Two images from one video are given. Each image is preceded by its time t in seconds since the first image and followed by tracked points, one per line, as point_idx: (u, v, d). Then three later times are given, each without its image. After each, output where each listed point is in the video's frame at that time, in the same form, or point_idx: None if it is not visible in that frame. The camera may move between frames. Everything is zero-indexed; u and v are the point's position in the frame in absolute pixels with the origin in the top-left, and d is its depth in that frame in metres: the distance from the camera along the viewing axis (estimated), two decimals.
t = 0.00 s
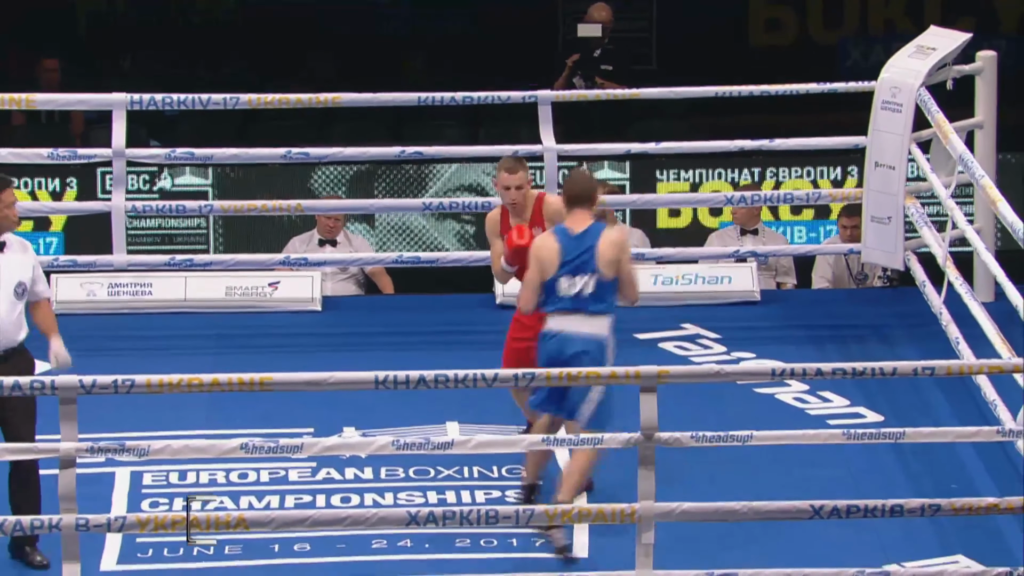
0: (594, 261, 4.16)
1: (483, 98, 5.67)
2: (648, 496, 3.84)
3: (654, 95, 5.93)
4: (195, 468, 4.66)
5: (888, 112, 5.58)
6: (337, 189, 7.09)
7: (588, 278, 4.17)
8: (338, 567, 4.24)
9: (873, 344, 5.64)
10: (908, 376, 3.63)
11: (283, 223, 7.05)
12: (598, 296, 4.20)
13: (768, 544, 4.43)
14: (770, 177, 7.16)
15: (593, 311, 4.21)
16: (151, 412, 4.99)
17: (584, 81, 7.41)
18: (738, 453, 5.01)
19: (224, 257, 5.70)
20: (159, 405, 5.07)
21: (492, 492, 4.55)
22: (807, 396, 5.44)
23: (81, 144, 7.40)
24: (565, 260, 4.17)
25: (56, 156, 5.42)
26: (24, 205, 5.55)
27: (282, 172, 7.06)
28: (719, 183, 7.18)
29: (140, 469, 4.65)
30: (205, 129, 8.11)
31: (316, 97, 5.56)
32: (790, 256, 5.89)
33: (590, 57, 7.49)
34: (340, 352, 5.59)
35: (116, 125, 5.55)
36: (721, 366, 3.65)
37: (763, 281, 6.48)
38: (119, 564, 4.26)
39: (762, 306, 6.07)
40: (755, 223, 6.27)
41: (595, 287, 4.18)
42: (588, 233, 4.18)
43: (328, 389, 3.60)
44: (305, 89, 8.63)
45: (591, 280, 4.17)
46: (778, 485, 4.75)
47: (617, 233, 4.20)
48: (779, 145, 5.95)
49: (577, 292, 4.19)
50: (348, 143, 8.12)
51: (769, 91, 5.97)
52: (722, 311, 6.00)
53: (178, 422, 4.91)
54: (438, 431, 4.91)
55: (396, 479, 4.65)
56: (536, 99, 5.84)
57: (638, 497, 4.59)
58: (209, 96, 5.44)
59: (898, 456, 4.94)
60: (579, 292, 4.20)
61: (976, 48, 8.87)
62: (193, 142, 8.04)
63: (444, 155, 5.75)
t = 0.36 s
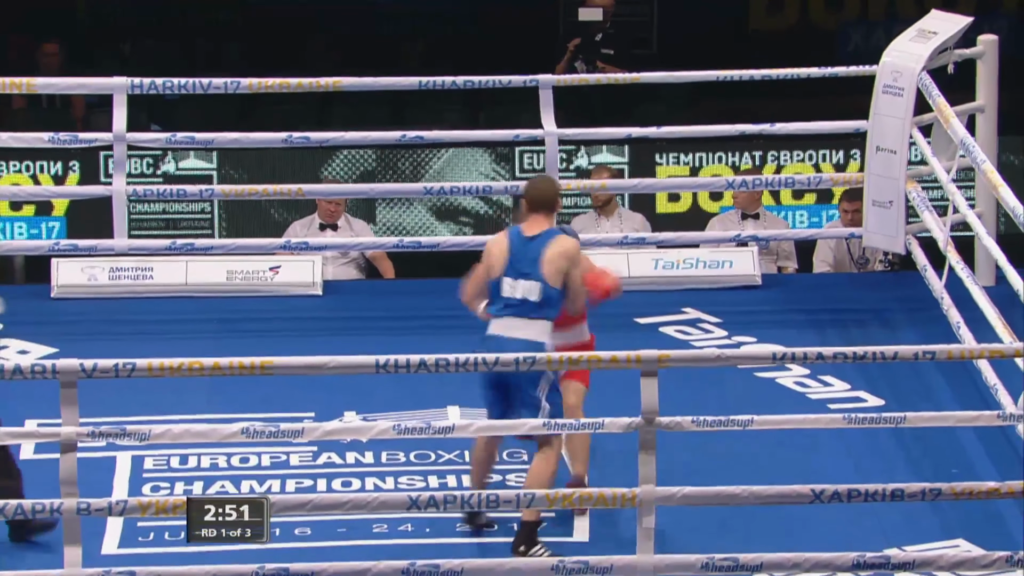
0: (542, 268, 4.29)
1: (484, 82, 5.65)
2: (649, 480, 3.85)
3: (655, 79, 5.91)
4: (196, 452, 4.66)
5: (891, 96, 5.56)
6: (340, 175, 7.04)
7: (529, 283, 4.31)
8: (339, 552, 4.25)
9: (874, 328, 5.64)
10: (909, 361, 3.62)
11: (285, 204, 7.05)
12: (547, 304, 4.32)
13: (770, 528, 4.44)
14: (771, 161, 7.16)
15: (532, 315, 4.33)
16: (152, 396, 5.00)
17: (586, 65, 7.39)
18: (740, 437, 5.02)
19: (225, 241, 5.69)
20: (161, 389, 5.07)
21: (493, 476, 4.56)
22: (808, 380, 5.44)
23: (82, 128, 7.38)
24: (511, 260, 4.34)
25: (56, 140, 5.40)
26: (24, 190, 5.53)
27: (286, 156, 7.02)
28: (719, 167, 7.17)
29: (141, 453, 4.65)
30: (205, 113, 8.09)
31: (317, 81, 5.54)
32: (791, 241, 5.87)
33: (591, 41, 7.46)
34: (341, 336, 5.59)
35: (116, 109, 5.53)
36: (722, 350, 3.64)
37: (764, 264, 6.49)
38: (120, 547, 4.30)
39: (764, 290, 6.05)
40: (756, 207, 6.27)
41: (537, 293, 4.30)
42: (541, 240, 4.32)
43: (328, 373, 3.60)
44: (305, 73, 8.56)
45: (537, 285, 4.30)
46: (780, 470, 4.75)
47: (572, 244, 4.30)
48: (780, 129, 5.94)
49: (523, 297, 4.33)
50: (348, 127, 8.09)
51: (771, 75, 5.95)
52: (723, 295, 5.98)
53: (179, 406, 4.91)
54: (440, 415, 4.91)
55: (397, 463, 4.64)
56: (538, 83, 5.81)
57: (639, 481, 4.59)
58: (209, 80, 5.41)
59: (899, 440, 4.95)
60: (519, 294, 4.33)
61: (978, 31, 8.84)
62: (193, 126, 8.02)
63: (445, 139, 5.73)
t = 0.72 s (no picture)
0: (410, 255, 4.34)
1: (487, 64, 5.63)
2: (653, 462, 3.86)
3: (659, 61, 5.88)
4: (200, 434, 4.66)
5: (894, 78, 5.54)
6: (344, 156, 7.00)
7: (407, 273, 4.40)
8: (343, 533, 4.27)
9: (877, 310, 5.63)
10: (913, 343, 3.62)
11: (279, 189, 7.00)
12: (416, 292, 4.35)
13: (773, 511, 4.44)
14: (775, 143, 7.13)
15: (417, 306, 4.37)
16: (156, 378, 5.00)
17: (588, 48, 7.35)
18: (743, 419, 5.01)
19: (228, 223, 5.69)
20: (165, 370, 5.07)
21: (496, 458, 4.54)
22: (811, 362, 5.44)
23: (84, 110, 7.35)
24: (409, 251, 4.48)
25: (59, 121, 5.39)
26: (27, 171, 5.52)
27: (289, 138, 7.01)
28: (723, 149, 7.14)
29: (145, 435, 4.65)
30: (208, 95, 8.06)
31: (320, 63, 5.52)
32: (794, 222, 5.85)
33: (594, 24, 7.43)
34: (344, 318, 5.59)
35: (119, 91, 5.52)
36: (726, 333, 3.64)
37: (767, 247, 6.48)
38: (124, 529, 4.33)
39: (767, 272, 6.04)
40: (758, 189, 6.25)
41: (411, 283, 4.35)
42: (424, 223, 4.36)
43: (331, 355, 3.61)
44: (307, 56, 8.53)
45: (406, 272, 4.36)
46: (783, 453, 4.75)
47: (428, 234, 4.27)
48: (783, 111, 5.92)
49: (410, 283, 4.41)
50: (351, 110, 8.06)
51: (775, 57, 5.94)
52: (726, 278, 5.98)
53: (183, 388, 4.91)
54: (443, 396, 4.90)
55: (400, 445, 4.63)
56: (541, 65, 5.79)
57: (642, 463, 4.59)
58: (212, 61, 5.39)
59: (902, 421, 4.95)
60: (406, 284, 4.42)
61: (983, 13, 8.80)
62: (196, 109, 7.99)
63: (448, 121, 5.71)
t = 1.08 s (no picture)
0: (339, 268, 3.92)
1: (507, 43, 5.60)
2: (672, 441, 3.84)
3: (680, 39, 5.84)
4: (220, 413, 4.67)
5: (916, 56, 5.47)
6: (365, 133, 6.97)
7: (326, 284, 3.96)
8: (363, 512, 4.28)
9: (898, 289, 5.60)
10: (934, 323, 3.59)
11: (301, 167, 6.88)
12: (341, 308, 3.94)
13: (792, 491, 4.44)
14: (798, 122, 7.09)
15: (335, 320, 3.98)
16: (177, 356, 5.01)
17: (609, 26, 7.31)
18: (763, 399, 5.00)
19: (249, 202, 5.69)
20: (187, 348, 5.09)
21: (516, 437, 4.54)
22: (832, 341, 5.42)
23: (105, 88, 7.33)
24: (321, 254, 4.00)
25: (79, 100, 5.39)
26: (48, 149, 5.52)
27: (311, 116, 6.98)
28: (744, 128, 7.10)
29: (166, 413, 4.67)
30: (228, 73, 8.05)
31: (340, 42, 5.50)
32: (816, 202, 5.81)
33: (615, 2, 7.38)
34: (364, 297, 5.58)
35: (139, 69, 5.51)
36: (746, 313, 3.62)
37: (787, 226, 6.45)
38: (144, 507, 4.35)
39: (787, 251, 6.01)
40: (779, 167, 6.19)
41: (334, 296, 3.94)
42: (348, 235, 3.91)
43: (351, 333, 3.60)
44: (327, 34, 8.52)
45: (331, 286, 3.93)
46: (802, 432, 4.74)
47: (365, 248, 3.86)
48: (804, 90, 5.87)
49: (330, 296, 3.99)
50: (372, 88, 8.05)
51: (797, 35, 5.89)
52: (747, 257, 5.95)
53: (203, 367, 4.93)
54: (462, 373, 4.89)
55: (420, 424, 4.64)
56: (561, 44, 5.75)
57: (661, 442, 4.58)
58: (233, 40, 5.38)
59: (923, 401, 4.93)
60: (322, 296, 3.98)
61: None
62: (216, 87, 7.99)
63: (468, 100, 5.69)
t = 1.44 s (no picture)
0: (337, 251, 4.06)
1: (566, 28, 5.57)
2: (730, 428, 3.80)
3: (740, 24, 5.77)
4: (278, 397, 4.71)
5: (978, 41, 5.33)
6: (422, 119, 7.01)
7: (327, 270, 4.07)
8: (421, 496, 4.29)
9: (959, 276, 5.51)
10: (998, 310, 3.52)
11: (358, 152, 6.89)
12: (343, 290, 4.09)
13: (851, 478, 4.38)
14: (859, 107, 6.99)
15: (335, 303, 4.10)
16: (236, 341, 5.05)
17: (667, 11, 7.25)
18: (820, 386, 4.94)
19: (307, 187, 5.71)
20: (244, 333, 5.12)
21: (573, 423, 4.52)
22: (891, 328, 5.35)
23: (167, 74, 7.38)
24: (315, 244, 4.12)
25: (141, 85, 5.43)
26: (109, 135, 5.58)
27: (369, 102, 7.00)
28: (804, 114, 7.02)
29: (225, 398, 4.71)
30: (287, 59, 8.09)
31: (399, 27, 5.49)
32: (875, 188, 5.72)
33: None
34: (420, 282, 5.59)
35: (199, 54, 5.54)
36: (806, 299, 3.56)
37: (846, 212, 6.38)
38: (204, 490, 4.39)
39: (847, 237, 5.95)
40: (839, 152, 6.11)
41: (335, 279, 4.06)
42: (344, 219, 4.06)
43: (409, 319, 3.59)
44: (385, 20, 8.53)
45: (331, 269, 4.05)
46: (861, 420, 4.68)
47: (369, 231, 4.01)
48: (865, 75, 5.79)
49: (326, 281, 4.11)
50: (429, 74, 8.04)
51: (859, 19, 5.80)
52: (805, 243, 5.89)
53: (261, 351, 4.96)
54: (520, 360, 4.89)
55: (478, 409, 4.64)
56: (620, 29, 5.71)
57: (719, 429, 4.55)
58: (292, 25, 5.39)
59: (984, 390, 4.84)
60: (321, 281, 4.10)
61: None
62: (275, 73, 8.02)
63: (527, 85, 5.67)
